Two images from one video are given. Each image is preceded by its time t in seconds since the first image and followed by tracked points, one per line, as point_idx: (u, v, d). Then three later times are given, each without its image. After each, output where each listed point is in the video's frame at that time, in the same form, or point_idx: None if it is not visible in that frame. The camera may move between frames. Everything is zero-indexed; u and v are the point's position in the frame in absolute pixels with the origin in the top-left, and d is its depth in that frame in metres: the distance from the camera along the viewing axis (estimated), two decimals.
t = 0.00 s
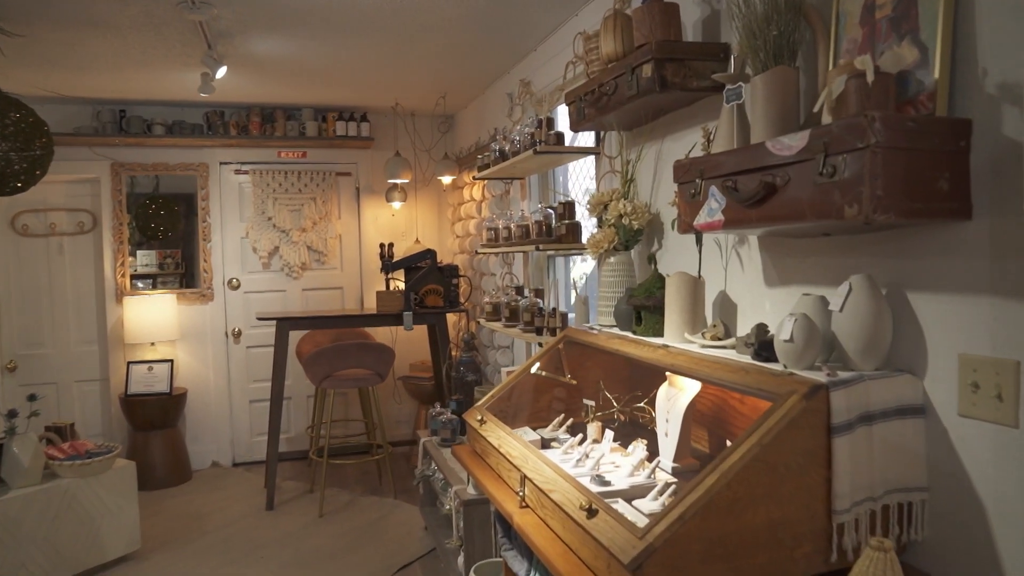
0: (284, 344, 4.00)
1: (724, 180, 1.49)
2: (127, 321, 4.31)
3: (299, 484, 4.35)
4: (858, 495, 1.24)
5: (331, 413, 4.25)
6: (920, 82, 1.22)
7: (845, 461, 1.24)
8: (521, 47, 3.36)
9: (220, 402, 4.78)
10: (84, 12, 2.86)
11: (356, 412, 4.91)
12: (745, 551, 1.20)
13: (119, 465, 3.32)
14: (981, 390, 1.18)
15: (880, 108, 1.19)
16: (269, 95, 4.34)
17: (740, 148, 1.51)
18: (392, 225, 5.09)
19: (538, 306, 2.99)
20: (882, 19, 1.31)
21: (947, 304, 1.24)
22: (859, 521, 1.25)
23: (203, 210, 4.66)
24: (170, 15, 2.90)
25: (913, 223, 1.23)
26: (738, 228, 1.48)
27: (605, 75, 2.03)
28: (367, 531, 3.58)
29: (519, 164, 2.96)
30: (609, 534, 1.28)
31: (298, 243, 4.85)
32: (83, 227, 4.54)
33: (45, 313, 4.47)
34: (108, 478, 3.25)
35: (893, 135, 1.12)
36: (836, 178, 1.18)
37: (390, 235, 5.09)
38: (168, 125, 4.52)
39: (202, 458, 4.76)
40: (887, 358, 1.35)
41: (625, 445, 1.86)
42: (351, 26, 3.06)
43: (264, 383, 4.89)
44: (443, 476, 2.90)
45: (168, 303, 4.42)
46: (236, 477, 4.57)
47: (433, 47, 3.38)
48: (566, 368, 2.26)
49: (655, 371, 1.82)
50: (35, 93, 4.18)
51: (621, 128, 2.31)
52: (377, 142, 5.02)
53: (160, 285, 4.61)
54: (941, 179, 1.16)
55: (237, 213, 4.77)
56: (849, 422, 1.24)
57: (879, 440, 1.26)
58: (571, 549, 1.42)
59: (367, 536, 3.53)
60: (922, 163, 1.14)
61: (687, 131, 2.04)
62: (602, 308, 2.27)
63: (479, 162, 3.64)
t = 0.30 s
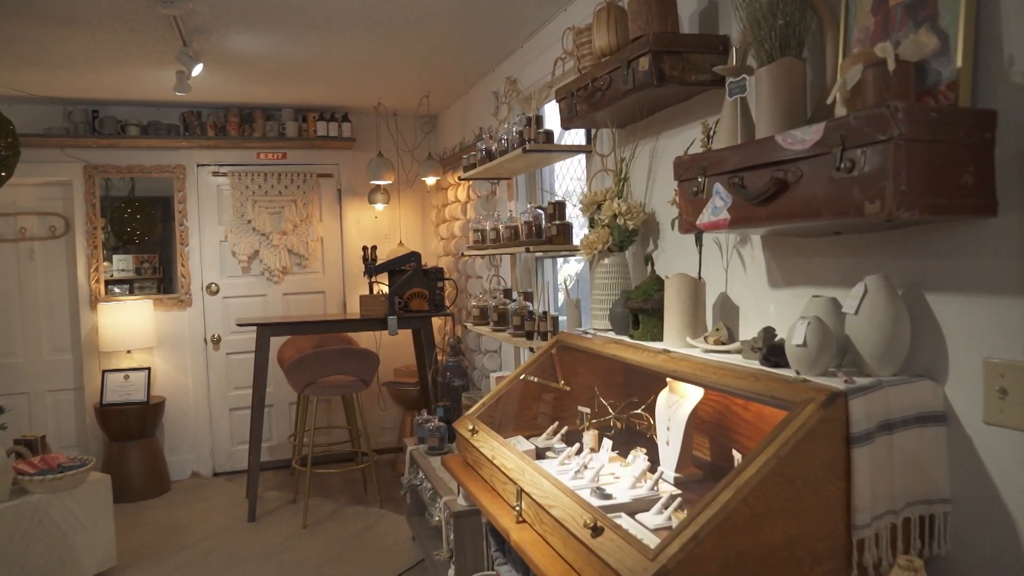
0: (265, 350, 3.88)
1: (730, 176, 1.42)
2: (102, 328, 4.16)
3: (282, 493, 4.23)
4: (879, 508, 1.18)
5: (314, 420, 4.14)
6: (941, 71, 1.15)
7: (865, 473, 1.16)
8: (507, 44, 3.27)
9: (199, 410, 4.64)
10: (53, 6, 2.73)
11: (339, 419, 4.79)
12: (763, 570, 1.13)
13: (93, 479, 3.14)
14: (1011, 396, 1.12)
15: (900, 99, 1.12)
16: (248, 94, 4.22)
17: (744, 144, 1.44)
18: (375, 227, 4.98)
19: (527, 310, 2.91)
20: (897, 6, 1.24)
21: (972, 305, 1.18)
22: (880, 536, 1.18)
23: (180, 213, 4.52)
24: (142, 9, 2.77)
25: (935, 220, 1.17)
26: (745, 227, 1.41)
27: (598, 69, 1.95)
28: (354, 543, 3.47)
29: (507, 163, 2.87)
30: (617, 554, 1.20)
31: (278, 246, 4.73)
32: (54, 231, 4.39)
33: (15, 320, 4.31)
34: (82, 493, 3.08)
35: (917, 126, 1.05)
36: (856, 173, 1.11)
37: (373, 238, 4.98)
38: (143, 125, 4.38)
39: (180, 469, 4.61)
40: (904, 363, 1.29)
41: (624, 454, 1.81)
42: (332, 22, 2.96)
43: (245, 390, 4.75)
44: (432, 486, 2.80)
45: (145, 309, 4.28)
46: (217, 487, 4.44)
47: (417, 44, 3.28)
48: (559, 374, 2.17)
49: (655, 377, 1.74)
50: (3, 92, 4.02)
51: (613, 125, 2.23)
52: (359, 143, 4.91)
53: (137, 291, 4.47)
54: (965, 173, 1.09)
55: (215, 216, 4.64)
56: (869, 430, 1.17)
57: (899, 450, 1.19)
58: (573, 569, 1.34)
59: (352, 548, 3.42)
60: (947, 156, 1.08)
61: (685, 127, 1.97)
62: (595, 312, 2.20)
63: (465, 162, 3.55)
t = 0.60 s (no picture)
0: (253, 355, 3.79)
1: (742, 173, 1.36)
2: (85, 334, 4.05)
3: (271, 501, 4.13)
4: (906, 522, 1.11)
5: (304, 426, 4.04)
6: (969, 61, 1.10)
7: (891, 484, 1.10)
8: (500, 40, 3.20)
9: (185, 416, 4.53)
10: None
11: (329, 424, 4.70)
12: None
13: (76, 489, 3.03)
14: None
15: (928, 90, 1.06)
16: (234, 93, 4.13)
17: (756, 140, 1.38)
18: (364, 229, 4.90)
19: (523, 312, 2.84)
20: None
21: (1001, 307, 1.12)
22: (906, 551, 1.12)
23: (165, 215, 4.42)
24: (123, 3, 2.68)
25: (963, 219, 1.11)
26: (759, 226, 1.34)
27: (599, 64, 1.88)
28: (346, 552, 3.39)
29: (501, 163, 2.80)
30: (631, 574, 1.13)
31: (266, 248, 4.63)
32: (35, 234, 4.27)
33: None
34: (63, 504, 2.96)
35: (948, 118, 1.00)
36: (883, 168, 1.05)
37: (362, 240, 4.90)
38: (126, 125, 4.27)
39: (166, 476, 4.50)
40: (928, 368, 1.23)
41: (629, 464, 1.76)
42: (321, 18, 2.88)
43: (232, 396, 4.65)
44: (426, 495, 2.72)
45: (129, 313, 4.17)
46: (204, 495, 4.33)
47: (408, 41, 3.21)
48: (558, 379, 2.09)
49: (661, 383, 1.68)
50: None
51: (613, 121, 2.16)
52: (348, 143, 4.82)
53: (121, 294, 4.36)
54: (996, 169, 1.04)
55: (201, 218, 4.54)
56: (895, 440, 1.11)
57: (926, 460, 1.13)
58: None
59: (344, 557, 3.33)
60: (978, 150, 1.02)
61: (689, 123, 1.91)
62: (595, 315, 2.13)
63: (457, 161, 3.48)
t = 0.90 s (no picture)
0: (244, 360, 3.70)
1: (759, 172, 1.30)
2: (71, 339, 3.95)
3: (263, 509, 4.05)
4: (938, 537, 1.05)
5: (296, 432, 3.96)
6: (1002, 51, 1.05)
7: (923, 497, 1.04)
8: (496, 37, 3.14)
9: (174, 423, 4.44)
10: None
11: (322, 430, 4.62)
12: None
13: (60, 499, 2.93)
14: None
15: (961, 82, 1.01)
16: (223, 92, 4.04)
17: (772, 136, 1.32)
18: (357, 230, 4.82)
19: (521, 316, 2.77)
20: None
21: None
22: (938, 567, 1.06)
23: (154, 217, 4.32)
24: None
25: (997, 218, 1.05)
26: (777, 225, 1.28)
27: (603, 59, 1.82)
28: (340, 561, 3.31)
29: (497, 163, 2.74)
30: None
31: (256, 251, 4.55)
32: (18, 237, 4.16)
33: None
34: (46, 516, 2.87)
35: (987, 110, 0.94)
36: (915, 164, 0.99)
37: (355, 242, 4.82)
38: (113, 125, 4.18)
39: (155, 485, 4.40)
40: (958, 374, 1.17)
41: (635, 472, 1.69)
42: (313, 14, 2.80)
43: (222, 401, 4.56)
44: (423, 504, 2.65)
45: (116, 318, 4.07)
46: (193, 504, 4.23)
47: (401, 38, 3.14)
48: (560, 385, 2.03)
49: (669, 390, 1.62)
50: None
51: (615, 119, 2.10)
52: (340, 143, 4.74)
53: (109, 298, 4.26)
54: None
55: (190, 220, 4.45)
56: (928, 451, 1.05)
57: (960, 471, 1.07)
58: None
59: (338, 567, 3.25)
60: (1017, 145, 0.96)
61: (697, 121, 1.86)
62: (597, 318, 2.06)
63: (452, 161, 3.41)
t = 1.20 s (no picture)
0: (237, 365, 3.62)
1: (783, 169, 1.24)
2: (59, 342, 3.86)
3: (256, 516, 3.96)
4: (980, 556, 0.99)
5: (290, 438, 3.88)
6: None
7: (965, 513, 0.98)
8: (496, 35, 3.08)
9: (165, 428, 4.35)
10: None
11: (316, 435, 4.54)
12: None
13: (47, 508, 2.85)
14: None
15: (1006, 71, 0.95)
16: (216, 90, 3.97)
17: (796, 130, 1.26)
18: (352, 232, 4.74)
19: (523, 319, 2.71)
20: None
21: None
22: None
23: (144, 218, 4.23)
24: None
25: None
26: (803, 225, 1.22)
27: (612, 54, 1.75)
28: (336, 570, 3.23)
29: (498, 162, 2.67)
30: None
31: (250, 252, 4.46)
32: (5, 238, 4.07)
33: None
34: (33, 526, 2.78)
35: None
36: (961, 158, 0.93)
37: (350, 243, 4.74)
38: (103, 124, 4.09)
39: (146, 491, 4.31)
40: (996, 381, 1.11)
41: (647, 483, 1.63)
42: (309, 10, 2.73)
43: (215, 406, 4.47)
44: (423, 513, 2.58)
45: (106, 321, 3.98)
46: (185, 511, 4.14)
47: (399, 35, 3.07)
48: (566, 391, 1.96)
49: (684, 397, 1.55)
50: None
51: (623, 116, 2.04)
52: (335, 143, 4.67)
53: (98, 300, 4.17)
54: None
55: (182, 221, 4.36)
56: (970, 464, 0.99)
57: (1002, 486, 1.01)
58: None
59: None
60: None
61: (710, 118, 1.79)
62: (605, 322, 2.00)
63: (450, 161, 3.34)
